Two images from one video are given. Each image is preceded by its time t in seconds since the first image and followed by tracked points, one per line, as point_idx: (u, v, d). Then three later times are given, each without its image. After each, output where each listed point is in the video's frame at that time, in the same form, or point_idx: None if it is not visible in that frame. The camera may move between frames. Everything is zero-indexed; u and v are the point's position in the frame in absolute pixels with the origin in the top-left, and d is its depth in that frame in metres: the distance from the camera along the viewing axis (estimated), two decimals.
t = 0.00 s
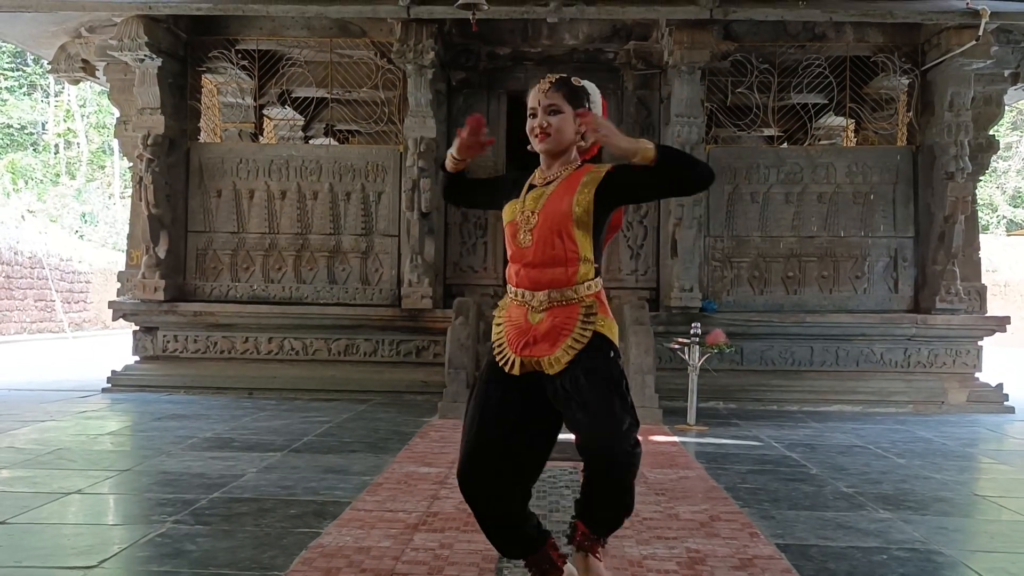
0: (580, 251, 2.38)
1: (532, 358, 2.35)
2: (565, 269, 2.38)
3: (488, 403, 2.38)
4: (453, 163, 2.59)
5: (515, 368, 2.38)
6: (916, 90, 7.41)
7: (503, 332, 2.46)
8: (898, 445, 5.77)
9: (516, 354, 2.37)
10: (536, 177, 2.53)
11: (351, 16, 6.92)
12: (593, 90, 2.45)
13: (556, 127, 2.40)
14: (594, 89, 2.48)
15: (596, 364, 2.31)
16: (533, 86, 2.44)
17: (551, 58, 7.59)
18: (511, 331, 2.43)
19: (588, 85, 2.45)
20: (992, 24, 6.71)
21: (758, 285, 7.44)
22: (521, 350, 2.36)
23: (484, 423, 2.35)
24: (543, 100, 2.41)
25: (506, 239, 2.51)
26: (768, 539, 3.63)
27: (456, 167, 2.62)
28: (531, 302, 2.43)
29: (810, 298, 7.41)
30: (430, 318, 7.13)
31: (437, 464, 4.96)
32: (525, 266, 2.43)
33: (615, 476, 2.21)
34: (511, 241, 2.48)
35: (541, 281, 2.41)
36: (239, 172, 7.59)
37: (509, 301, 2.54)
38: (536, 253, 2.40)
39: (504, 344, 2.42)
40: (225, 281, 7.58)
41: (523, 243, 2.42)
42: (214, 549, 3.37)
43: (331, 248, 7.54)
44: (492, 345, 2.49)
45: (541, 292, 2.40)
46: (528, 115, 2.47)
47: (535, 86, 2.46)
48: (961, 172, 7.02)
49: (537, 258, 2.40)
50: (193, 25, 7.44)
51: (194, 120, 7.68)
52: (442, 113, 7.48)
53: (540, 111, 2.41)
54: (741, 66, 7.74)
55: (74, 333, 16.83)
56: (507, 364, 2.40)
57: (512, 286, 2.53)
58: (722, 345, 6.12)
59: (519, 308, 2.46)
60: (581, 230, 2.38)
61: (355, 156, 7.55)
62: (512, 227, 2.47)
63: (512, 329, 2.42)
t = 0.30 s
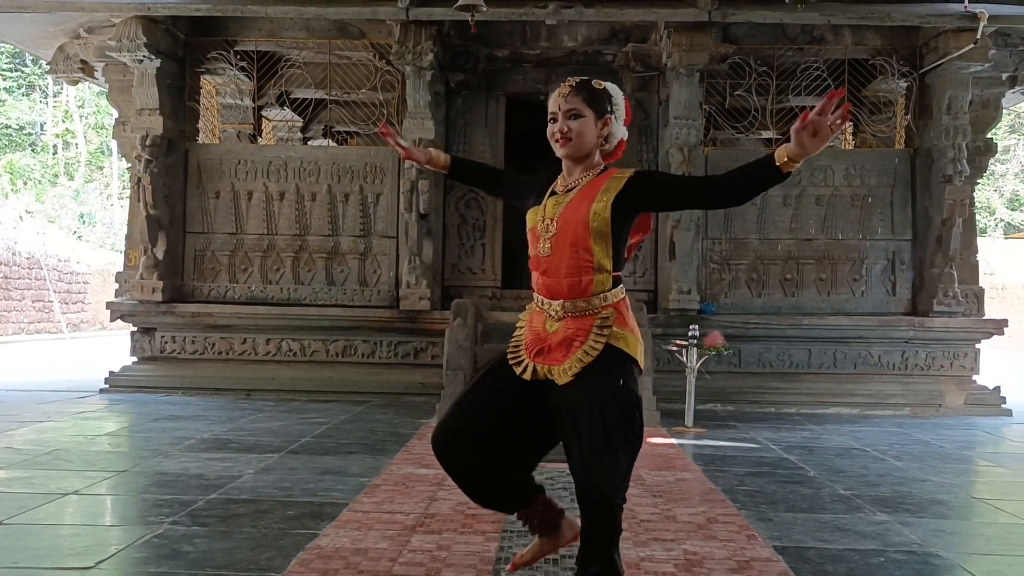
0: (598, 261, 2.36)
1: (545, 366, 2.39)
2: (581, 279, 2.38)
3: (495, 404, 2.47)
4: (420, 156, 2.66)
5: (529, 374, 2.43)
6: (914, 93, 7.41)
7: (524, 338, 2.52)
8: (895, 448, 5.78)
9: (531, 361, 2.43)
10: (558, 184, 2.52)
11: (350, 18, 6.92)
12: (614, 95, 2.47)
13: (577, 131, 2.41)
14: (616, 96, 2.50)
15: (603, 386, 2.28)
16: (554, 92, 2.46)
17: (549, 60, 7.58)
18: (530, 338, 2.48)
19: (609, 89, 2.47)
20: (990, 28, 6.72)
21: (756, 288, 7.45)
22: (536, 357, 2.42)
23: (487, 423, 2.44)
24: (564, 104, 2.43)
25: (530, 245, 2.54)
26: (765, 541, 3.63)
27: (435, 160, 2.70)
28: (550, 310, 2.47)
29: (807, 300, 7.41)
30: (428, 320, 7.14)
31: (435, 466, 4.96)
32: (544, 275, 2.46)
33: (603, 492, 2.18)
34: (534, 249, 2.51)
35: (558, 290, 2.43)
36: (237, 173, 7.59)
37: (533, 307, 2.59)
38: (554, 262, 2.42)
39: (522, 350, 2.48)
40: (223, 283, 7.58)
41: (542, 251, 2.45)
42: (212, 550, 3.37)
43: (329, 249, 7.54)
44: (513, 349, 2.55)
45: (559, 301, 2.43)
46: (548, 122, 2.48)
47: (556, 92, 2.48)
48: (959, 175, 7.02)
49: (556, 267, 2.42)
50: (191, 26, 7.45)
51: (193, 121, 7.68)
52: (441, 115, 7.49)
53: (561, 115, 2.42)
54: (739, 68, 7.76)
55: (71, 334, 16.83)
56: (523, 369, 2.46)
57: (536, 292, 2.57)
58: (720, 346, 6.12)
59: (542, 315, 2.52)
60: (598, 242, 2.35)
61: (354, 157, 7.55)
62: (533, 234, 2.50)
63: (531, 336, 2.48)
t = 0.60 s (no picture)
0: (625, 262, 2.54)
1: (565, 357, 2.52)
2: (610, 280, 2.53)
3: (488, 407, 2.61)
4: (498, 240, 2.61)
5: (541, 362, 2.56)
6: (911, 95, 7.42)
7: (536, 327, 2.60)
8: (892, 449, 5.78)
9: (550, 351, 2.54)
10: (575, 177, 2.62)
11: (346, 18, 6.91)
12: (626, 86, 2.57)
13: (591, 123, 2.50)
14: (627, 86, 2.59)
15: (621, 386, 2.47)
16: (566, 84, 2.56)
17: (547, 61, 7.56)
18: (544, 327, 2.57)
19: (620, 79, 2.57)
20: (986, 30, 6.73)
21: (752, 290, 7.45)
22: (557, 348, 2.53)
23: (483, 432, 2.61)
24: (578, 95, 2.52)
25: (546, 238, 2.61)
26: (761, 543, 3.63)
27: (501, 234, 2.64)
28: (569, 302, 2.57)
29: (804, 302, 7.42)
30: (425, 321, 7.14)
31: (431, 467, 4.95)
32: (568, 271, 2.56)
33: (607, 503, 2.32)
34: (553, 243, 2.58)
35: (579, 285, 2.55)
36: (233, 174, 7.59)
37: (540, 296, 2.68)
38: (584, 261, 2.52)
39: (539, 339, 2.58)
40: (220, 283, 7.57)
41: (569, 252, 2.52)
42: (207, 551, 3.36)
43: (326, 250, 7.53)
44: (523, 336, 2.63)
45: (580, 297, 2.55)
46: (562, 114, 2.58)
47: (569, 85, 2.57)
48: (955, 177, 7.02)
49: (585, 266, 2.52)
50: (188, 26, 7.45)
51: (190, 121, 7.68)
52: (438, 116, 7.48)
53: (575, 106, 2.52)
54: (736, 70, 7.75)
55: (67, 334, 16.80)
56: (539, 359, 2.56)
57: (545, 281, 2.67)
58: (717, 347, 6.08)
59: (554, 305, 2.60)
60: (627, 246, 2.53)
61: (351, 158, 7.55)
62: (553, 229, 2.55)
63: (546, 325, 2.57)
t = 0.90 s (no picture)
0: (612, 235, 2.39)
1: (573, 346, 2.29)
2: (595, 256, 2.38)
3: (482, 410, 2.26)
4: (442, 83, 2.10)
5: (554, 359, 2.29)
6: (905, 97, 7.45)
7: (529, 321, 2.33)
8: (885, 450, 5.79)
9: (556, 343, 2.28)
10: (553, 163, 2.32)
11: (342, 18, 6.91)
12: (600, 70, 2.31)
13: (557, 103, 2.22)
14: (601, 73, 2.34)
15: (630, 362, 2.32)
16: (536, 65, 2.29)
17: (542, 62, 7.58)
18: (543, 319, 2.31)
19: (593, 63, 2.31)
20: (980, 32, 6.74)
21: (747, 291, 7.46)
22: (562, 339, 2.28)
23: (488, 441, 2.22)
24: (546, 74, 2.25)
25: (532, 223, 2.32)
26: (755, 544, 3.64)
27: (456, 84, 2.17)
28: (559, 288, 2.35)
29: (799, 303, 7.43)
30: (420, 322, 7.14)
31: (425, 468, 4.95)
32: (558, 254, 2.32)
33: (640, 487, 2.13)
34: (541, 226, 2.31)
35: (573, 266, 2.35)
36: (229, 174, 7.59)
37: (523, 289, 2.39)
38: (579, 239, 2.30)
39: (536, 335, 2.30)
40: (215, 283, 7.56)
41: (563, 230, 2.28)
42: (201, 552, 3.36)
43: (321, 251, 7.53)
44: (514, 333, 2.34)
45: (573, 278, 2.35)
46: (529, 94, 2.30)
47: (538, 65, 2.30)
48: (949, 179, 7.03)
49: (578, 244, 2.31)
50: (183, 26, 7.45)
51: (185, 121, 7.68)
52: (433, 117, 7.49)
53: (541, 87, 2.25)
54: (731, 72, 7.76)
55: (62, 334, 16.80)
56: (542, 353, 2.29)
57: (524, 272, 2.40)
58: (711, 349, 6.15)
59: (543, 294, 2.35)
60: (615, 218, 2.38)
61: (345, 158, 7.54)
62: (547, 211, 2.29)
63: (543, 317, 2.31)
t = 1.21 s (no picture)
0: (607, 262, 2.40)
1: (568, 364, 2.36)
2: (599, 281, 2.40)
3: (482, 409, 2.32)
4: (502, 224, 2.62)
5: (547, 373, 2.38)
6: (900, 98, 7.46)
7: (530, 333, 2.42)
8: (880, 451, 5.80)
9: (551, 360, 2.37)
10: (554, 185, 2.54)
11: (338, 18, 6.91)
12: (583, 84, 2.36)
13: (551, 147, 2.51)
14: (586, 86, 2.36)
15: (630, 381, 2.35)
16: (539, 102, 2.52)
17: (537, 63, 7.59)
18: (543, 333, 2.40)
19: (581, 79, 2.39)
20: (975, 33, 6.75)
21: (743, 291, 7.46)
22: (558, 355, 2.37)
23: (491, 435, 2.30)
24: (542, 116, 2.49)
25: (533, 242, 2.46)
26: (750, 544, 3.64)
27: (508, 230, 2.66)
28: (563, 307, 2.43)
29: (794, 303, 7.43)
30: (415, 322, 7.14)
31: (420, 468, 4.95)
32: (556, 275, 2.42)
33: (641, 500, 2.15)
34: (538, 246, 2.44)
35: (576, 289, 2.41)
36: (224, 174, 7.58)
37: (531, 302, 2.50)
38: (572, 263, 2.37)
39: (535, 348, 2.39)
40: (210, 283, 7.55)
41: (551, 252, 2.38)
42: (195, 552, 3.36)
43: (316, 251, 7.52)
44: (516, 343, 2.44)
45: (574, 300, 2.42)
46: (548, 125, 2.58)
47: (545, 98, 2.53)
48: (944, 179, 7.05)
49: (576, 269, 2.38)
50: (178, 25, 7.44)
51: (179, 121, 7.67)
52: (428, 117, 7.48)
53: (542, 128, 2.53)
54: (727, 72, 7.77)
55: (56, 334, 16.77)
56: (539, 367, 2.38)
57: (533, 287, 2.51)
58: (705, 349, 6.07)
59: (546, 310, 2.45)
60: (609, 244, 2.38)
61: (340, 158, 7.54)
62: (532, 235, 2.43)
63: (542, 332, 2.40)
